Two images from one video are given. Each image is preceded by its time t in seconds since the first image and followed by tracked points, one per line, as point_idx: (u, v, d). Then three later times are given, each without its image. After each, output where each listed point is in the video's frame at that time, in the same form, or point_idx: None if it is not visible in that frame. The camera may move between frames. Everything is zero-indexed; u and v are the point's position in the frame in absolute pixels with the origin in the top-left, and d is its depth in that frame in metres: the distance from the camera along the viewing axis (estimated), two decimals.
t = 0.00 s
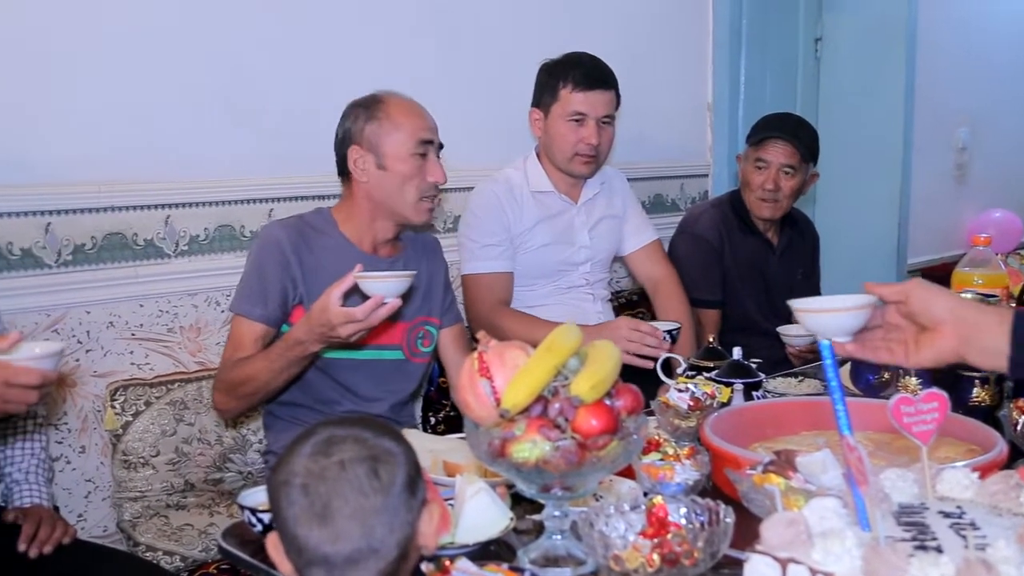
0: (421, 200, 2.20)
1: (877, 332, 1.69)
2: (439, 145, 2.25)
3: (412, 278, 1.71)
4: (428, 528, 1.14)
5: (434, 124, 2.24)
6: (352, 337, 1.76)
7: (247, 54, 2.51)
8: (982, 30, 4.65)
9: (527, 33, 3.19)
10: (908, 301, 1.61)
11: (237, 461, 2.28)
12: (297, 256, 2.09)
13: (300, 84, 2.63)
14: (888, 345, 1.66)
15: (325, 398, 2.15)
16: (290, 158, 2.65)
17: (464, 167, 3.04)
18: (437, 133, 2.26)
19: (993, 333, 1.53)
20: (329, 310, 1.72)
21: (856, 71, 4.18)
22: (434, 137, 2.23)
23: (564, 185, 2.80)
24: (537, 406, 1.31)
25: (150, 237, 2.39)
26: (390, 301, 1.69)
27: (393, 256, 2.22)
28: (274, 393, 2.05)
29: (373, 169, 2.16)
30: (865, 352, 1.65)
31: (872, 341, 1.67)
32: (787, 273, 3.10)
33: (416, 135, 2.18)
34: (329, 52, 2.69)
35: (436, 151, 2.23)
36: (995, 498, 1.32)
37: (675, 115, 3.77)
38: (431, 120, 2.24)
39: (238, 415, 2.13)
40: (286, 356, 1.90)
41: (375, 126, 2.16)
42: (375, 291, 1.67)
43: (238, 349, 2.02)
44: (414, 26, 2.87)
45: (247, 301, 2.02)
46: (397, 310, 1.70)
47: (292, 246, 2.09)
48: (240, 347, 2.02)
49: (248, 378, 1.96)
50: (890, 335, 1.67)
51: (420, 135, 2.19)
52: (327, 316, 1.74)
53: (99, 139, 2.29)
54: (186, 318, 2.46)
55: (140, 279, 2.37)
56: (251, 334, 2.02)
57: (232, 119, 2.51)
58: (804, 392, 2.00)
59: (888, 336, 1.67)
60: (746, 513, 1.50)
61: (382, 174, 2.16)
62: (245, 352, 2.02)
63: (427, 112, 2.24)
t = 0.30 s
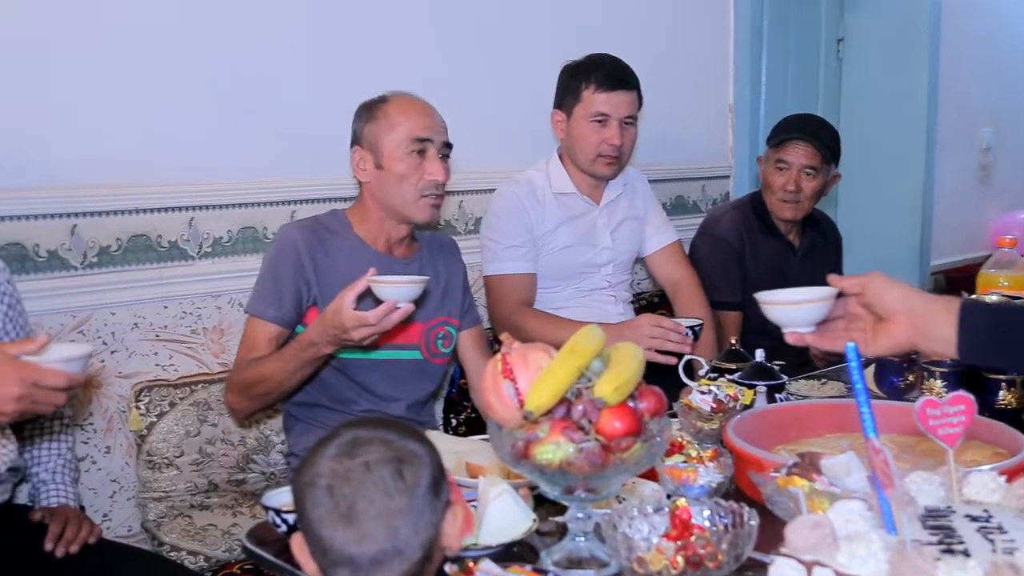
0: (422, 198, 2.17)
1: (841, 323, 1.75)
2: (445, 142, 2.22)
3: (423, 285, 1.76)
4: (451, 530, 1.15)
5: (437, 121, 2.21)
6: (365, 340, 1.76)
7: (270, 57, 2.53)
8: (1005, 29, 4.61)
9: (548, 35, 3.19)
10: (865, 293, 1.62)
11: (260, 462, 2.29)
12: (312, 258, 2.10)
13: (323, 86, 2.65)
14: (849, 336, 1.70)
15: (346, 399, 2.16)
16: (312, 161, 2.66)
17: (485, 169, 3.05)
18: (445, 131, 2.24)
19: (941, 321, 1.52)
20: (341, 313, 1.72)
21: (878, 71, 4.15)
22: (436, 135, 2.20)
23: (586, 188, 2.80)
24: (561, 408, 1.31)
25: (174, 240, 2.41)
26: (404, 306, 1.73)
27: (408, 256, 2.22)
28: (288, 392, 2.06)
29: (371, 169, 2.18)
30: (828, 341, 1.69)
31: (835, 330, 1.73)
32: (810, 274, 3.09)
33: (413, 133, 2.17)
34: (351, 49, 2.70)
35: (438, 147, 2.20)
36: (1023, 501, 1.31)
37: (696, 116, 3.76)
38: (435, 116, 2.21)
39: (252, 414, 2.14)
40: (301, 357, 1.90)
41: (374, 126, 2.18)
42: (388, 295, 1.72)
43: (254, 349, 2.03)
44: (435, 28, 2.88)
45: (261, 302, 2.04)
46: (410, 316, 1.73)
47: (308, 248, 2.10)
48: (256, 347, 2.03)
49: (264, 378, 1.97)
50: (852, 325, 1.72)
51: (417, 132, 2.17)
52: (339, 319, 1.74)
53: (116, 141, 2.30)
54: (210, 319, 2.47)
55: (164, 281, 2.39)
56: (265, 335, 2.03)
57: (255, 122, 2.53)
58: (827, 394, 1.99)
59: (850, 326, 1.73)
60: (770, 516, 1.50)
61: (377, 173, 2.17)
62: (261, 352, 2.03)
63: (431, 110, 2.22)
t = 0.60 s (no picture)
0: (444, 197, 2.19)
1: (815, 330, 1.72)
2: (462, 140, 2.24)
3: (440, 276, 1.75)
4: (471, 531, 1.14)
5: (454, 119, 2.22)
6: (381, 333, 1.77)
7: (291, 60, 2.55)
8: None
9: (567, 37, 3.20)
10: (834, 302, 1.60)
11: (279, 462, 2.31)
12: (327, 258, 2.11)
13: (344, 89, 2.67)
14: (821, 344, 1.68)
15: (364, 400, 2.16)
16: (333, 163, 2.68)
17: (503, 170, 3.05)
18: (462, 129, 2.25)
19: (903, 326, 1.49)
20: (357, 306, 1.73)
21: (897, 73, 4.13)
22: (455, 133, 2.21)
23: (604, 190, 2.80)
24: (581, 409, 1.31)
25: (194, 240, 2.42)
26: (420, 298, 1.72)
27: (424, 257, 2.22)
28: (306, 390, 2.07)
29: (393, 171, 2.18)
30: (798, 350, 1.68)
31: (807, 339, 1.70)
32: (829, 276, 3.09)
33: (434, 132, 2.18)
34: (370, 51, 2.71)
35: (457, 146, 2.21)
36: None
37: (714, 118, 3.76)
38: (452, 114, 2.22)
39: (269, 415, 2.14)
40: (317, 352, 1.90)
41: (390, 129, 2.19)
42: (404, 288, 1.71)
43: (270, 349, 2.05)
44: (454, 30, 2.89)
45: (279, 302, 2.05)
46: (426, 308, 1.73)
47: (323, 247, 2.11)
48: (272, 346, 2.05)
49: (281, 375, 1.98)
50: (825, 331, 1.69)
51: (437, 131, 2.18)
52: (355, 313, 1.75)
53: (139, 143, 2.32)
54: (230, 319, 2.49)
55: (185, 281, 2.40)
56: (281, 334, 2.05)
57: (276, 125, 2.54)
58: (847, 396, 1.97)
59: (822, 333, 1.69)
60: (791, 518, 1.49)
61: (399, 175, 2.17)
62: (276, 351, 2.04)
63: (447, 108, 2.23)
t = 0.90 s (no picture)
0: (468, 204, 2.20)
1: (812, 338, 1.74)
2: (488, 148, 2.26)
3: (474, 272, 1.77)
4: (488, 538, 1.14)
5: (481, 127, 2.24)
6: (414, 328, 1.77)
7: (310, 63, 2.56)
8: None
9: (584, 40, 3.20)
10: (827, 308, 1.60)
11: (296, 464, 2.33)
12: (349, 257, 2.11)
13: (362, 93, 2.68)
14: (818, 350, 1.69)
15: (380, 402, 2.17)
16: (352, 166, 2.68)
17: (519, 173, 3.06)
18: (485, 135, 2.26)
19: (893, 330, 1.48)
20: (393, 301, 1.74)
21: (914, 74, 4.11)
22: (482, 142, 2.23)
23: (621, 192, 2.80)
24: (600, 413, 1.31)
25: (213, 243, 2.43)
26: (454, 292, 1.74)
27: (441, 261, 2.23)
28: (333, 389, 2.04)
29: (422, 173, 2.17)
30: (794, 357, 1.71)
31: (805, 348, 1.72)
32: (846, 280, 3.08)
33: (467, 139, 2.19)
34: (389, 53, 2.72)
35: (483, 155, 2.24)
36: None
37: (730, 120, 3.75)
38: (479, 122, 2.25)
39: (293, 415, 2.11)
40: (348, 348, 1.90)
41: (422, 131, 2.18)
42: (440, 281, 1.73)
43: (295, 348, 2.04)
44: (472, 34, 2.89)
45: (302, 300, 2.05)
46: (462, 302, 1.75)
47: (345, 246, 2.11)
48: (297, 343, 2.04)
49: (309, 372, 1.96)
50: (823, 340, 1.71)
51: (470, 140, 2.20)
52: (392, 309, 1.75)
53: (160, 147, 2.33)
54: (247, 322, 2.50)
55: (203, 284, 2.41)
56: (306, 331, 2.04)
57: (295, 128, 2.55)
58: (866, 399, 1.97)
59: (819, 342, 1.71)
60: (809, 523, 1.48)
61: (428, 178, 2.17)
62: (301, 350, 2.04)
63: (473, 114, 2.24)
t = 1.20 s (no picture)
0: (472, 204, 2.17)
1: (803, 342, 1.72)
2: (497, 150, 2.23)
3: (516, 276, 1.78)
4: (501, 542, 1.13)
5: (496, 129, 2.23)
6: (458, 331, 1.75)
7: (325, 66, 2.57)
8: None
9: (598, 44, 3.20)
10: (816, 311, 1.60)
11: (309, 466, 2.32)
12: (372, 258, 2.11)
13: (378, 96, 2.68)
14: (807, 354, 1.67)
15: (393, 405, 2.17)
16: (367, 169, 2.69)
17: (533, 176, 3.06)
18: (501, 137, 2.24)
19: (880, 334, 1.47)
20: (437, 303, 1.72)
21: (928, 78, 4.10)
22: (489, 142, 2.21)
23: (635, 195, 2.80)
24: (614, 417, 1.30)
25: (227, 246, 2.44)
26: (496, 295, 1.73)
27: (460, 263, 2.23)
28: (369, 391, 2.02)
29: (425, 174, 2.20)
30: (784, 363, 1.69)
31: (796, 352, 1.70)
32: (860, 284, 3.07)
33: (467, 138, 2.18)
34: (406, 53, 2.72)
35: (490, 155, 2.21)
36: None
37: (744, 124, 3.75)
38: (493, 124, 2.23)
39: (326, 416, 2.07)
40: (387, 350, 1.88)
41: (427, 131, 2.20)
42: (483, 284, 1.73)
43: (327, 349, 2.03)
44: (487, 37, 2.90)
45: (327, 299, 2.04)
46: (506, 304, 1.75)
47: (369, 246, 2.11)
48: (330, 343, 2.03)
49: (346, 373, 1.94)
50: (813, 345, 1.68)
51: (471, 139, 2.18)
52: (436, 312, 1.74)
53: (177, 149, 2.34)
54: (262, 324, 2.51)
55: (218, 286, 2.42)
56: (335, 331, 2.03)
57: (310, 131, 2.56)
58: (881, 404, 1.96)
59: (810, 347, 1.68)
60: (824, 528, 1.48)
61: (431, 178, 2.18)
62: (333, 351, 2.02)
63: (485, 116, 2.23)
